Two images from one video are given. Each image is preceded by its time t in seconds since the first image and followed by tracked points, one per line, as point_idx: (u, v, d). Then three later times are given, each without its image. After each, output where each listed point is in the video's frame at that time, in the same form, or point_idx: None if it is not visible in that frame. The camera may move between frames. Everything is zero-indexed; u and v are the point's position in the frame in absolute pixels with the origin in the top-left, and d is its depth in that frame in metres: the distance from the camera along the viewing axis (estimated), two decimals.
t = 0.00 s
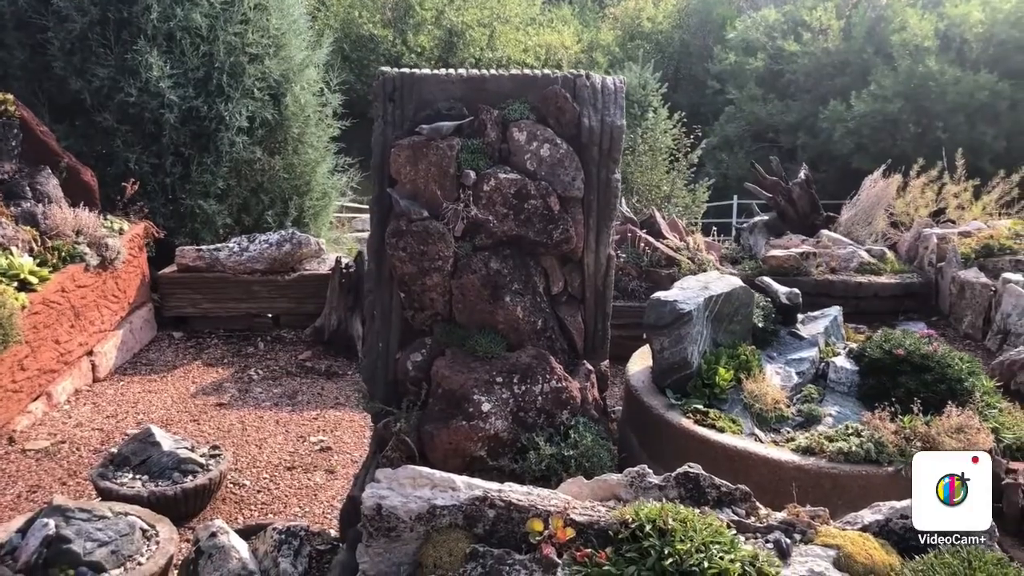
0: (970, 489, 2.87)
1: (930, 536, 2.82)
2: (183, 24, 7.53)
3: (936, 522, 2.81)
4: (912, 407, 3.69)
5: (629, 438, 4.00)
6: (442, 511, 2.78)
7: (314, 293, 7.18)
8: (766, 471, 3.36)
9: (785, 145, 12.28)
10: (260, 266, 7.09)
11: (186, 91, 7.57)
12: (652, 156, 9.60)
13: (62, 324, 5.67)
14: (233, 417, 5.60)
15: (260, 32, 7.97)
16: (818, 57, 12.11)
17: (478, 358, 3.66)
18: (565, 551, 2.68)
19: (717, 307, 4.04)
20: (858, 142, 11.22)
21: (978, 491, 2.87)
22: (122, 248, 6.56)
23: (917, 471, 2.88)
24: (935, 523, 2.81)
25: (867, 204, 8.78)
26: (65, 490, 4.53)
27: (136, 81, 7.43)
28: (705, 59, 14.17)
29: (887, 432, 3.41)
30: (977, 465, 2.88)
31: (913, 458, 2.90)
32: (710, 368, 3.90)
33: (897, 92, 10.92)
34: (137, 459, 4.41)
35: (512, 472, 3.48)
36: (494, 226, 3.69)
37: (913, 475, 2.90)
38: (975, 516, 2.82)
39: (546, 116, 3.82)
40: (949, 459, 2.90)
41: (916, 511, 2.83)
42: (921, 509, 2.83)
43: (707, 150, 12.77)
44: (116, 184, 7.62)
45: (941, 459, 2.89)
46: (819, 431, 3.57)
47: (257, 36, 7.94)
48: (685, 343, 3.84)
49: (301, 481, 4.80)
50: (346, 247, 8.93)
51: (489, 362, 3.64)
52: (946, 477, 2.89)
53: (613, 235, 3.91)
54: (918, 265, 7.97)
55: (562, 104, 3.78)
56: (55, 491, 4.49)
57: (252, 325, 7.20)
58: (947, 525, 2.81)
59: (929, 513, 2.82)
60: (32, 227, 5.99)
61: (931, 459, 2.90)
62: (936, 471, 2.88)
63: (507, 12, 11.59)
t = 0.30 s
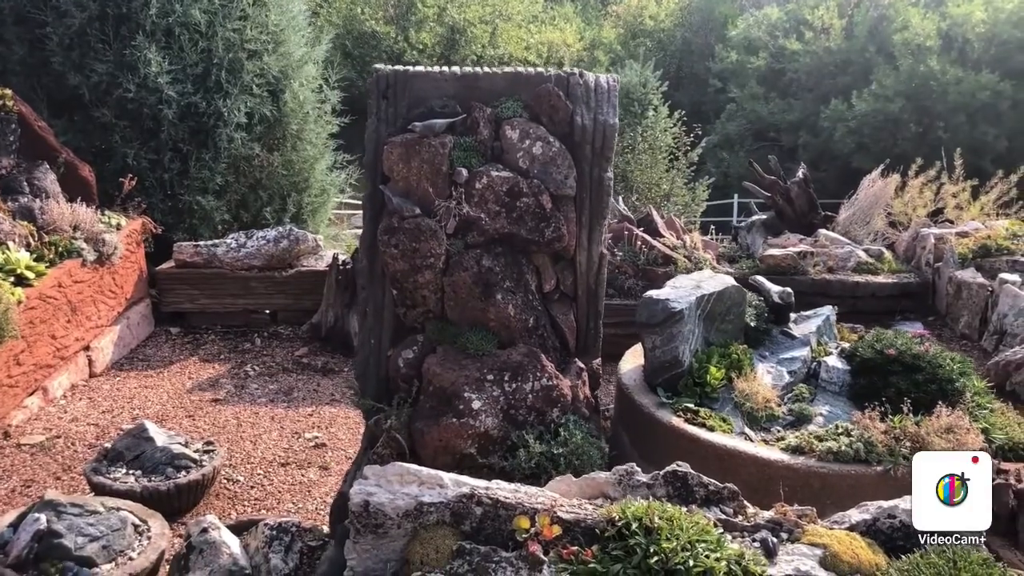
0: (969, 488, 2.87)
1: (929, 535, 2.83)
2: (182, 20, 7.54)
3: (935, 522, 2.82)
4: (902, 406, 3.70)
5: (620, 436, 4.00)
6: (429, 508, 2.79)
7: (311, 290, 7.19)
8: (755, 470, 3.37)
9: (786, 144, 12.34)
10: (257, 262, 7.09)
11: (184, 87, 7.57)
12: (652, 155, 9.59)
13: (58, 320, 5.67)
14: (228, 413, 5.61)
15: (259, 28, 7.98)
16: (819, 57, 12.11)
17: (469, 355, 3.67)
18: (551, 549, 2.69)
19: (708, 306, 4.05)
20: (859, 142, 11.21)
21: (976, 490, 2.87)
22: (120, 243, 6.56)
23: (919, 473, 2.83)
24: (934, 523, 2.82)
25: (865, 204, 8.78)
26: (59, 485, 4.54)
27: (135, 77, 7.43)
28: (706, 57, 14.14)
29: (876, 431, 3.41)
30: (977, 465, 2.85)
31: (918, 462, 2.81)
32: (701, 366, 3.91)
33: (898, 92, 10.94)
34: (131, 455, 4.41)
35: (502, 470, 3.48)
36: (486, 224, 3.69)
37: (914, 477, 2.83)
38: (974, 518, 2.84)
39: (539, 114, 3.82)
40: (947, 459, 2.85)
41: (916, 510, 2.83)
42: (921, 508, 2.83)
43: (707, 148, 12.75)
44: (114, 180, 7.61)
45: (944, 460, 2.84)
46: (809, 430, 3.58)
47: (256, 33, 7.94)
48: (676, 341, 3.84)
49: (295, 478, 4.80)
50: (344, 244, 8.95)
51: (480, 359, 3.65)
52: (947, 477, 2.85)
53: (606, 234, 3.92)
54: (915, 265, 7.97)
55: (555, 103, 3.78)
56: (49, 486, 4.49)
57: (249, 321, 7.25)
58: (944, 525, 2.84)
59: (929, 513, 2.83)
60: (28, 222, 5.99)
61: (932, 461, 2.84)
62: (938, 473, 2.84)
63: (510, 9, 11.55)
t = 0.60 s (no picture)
0: (968, 489, 2.89)
1: (929, 536, 2.81)
2: (186, 16, 7.60)
3: (935, 521, 2.82)
4: (886, 399, 3.70)
5: (606, 429, 4.01)
6: (405, 497, 2.80)
7: (312, 284, 7.21)
8: (736, 462, 3.36)
9: (798, 141, 12.18)
10: (260, 256, 7.13)
11: (188, 83, 7.62)
12: (659, 150, 9.55)
13: (59, 312, 5.73)
14: (227, 406, 5.65)
15: (263, 24, 8.01)
16: (831, 54, 12.03)
17: (454, 347, 3.69)
18: (524, 538, 2.70)
19: (695, 299, 4.04)
20: (870, 138, 11.09)
21: (976, 491, 2.89)
22: (122, 237, 6.61)
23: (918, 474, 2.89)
24: (934, 523, 2.82)
25: (869, 199, 8.73)
26: (56, 476, 4.58)
27: (139, 72, 7.49)
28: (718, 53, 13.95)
29: (859, 424, 3.40)
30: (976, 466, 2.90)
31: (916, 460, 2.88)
32: (687, 359, 3.91)
33: (910, 88, 10.86)
34: (125, 446, 4.45)
35: (484, 461, 3.50)
36: (470, 216, 3.70)
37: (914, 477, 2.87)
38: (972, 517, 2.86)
39: (525, 107, 3.82)
40: (946, 459, 2.90)
41: (915, 509, 2.82)
42: (920, 507, 2.82)
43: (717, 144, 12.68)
44: (118, 175, 7.67)
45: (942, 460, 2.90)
46: (793, 422, 3.57)
47: (260, 28, 7.98)
48: (661, 334, 3.84)
49: (288, 469, 4.83)
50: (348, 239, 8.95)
51: (464, 351, 3.67)
52: (946, 477, 2.89)
53: (592, 226, 3.92)
54: (918, 260, 7.91)
55: (540, 95, 3.78)
56: (46, 476, 4.55)
57: (251, 315, 7.25)
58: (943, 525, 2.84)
59: (927, 512, 2.82)
60: (31, 216, 6.04)
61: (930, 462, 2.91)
62: (936, 471, 2.89)
63: (522, 6, 11.38)
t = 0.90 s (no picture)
0: (969, 489, 2.83)
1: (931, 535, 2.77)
2: (195, 13, 7.66)
3: (935, 521, 2.78)
4: (878, 390, 3.70)
5: (600, 421, 4.02)
6: (390, 487, 2.82)
7: (320, 279, 7.25)
8: (726, 453, 3.37)
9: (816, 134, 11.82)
10: (269, 252, 7.18)
11: (197, 80, 7.68)
12: (673, 144, 9.46)
13: (69, 308, 5.81)
14: (234, 400, 5.71)
15: (271, 21, 8.04)
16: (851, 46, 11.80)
17: (446, 339, 3.71)
18: (507, 527, 2.73)
19: (688, 291, 4.04)
20: (889, 131, 10.75)
21: (977, 491, 2.83)
22: (132, 233, 6.68)
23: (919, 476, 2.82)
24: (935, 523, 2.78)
25: (880, 191, 8.60)
26: (64, 468, 4.66)
27: (148, 69, 7.56)
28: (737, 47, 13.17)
29: (850, 415, 3.39)
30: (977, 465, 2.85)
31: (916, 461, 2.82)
32: (680, 351, 3.90)
33: (929, 79, 10.43)
34: (129, 438, 4.51)
35: (475, 452, 3.53)
36: (461, 209, 3.72)
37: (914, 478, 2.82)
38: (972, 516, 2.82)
39: (516, 99, 3.83)
40: (945, 459, 2.84)
41: (916, 509, 2.79)
42: (921, 506, 2.79)
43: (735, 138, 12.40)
44: (128, 172, 7.75)
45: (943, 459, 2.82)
46: (785, 414, 3.56)
47: (268, 25, 8.01)
48: (654, 325, 3.84)
49: (291, 462, 4.87)
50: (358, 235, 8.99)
51: (456, 343, 3.69)
52: (946, 477, 2.83)
53: (585, 218, 3.92)
54: (929, 253, 7.81)
55: (531, 87, 3.79)
56: (54, 468, 4.62)
57: (261, 311, 7.30)
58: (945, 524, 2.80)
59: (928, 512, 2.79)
60: (42, 213, 6.12)
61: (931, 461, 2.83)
62: (936, 472, 2.82)
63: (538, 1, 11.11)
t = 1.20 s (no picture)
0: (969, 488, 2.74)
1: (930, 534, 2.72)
2: (208, 20, 7.68)
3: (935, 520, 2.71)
4: (893, 392, 3.66)
5: (613, 425, 3.99)
6: (399, 495, 2.81)
7: (335, 283, 7.26)
8: (740, 457, 3.33)
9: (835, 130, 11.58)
10: (285, 257, 7.20)
11: (211, 86, 7.72)
12: (690, 142, 9.38)
13: (86, 315, 5.86)
14: (250, 405, 5.72)
15: (285, 26, 8.04)
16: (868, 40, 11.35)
17: (456, 344, 3.69)
18: (518, 535, 2.72)
19: (701, 292, 4.00)
20: (909, 125, 10.52)
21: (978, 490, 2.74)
22: (148, 240, 6.72)
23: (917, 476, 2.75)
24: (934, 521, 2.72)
25: (899, 187, 8.48)
26: (81, 476, 4.69)
27: (163, 77, 7.62)
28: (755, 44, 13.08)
29: (866, 417, 3.34)
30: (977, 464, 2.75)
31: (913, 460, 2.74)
32: (693, 353, 3.86)
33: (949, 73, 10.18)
34: (145, 445, 4.52)
35: (486, 457, 3.51)
36: (471, 213, 3.70)
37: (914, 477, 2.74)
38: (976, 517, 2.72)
39: (524, 102, 3.81)
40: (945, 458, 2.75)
41: (914, 509, 2.72)
42: (920, 506, 2.73)
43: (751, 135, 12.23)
44: (144, 179, 7.81)
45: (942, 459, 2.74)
46: (799, 416, 3.51)
47: (282, 31, 8.01)
48: (666, 328, 3.80)
49: (306, 467, 4.88)
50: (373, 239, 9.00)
51: (467, 348, 3.67)
52: (946, 477, 2.75)
53: (595, 220, 3.88)
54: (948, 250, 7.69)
55: (539, 90, 3.76)
56: (71, 475, 4.66)
57: (277, 315, 7.33)
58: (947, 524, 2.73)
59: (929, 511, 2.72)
60: (58, 221, 6.18)
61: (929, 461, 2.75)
62: (935, 472, 2.75)
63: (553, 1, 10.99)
